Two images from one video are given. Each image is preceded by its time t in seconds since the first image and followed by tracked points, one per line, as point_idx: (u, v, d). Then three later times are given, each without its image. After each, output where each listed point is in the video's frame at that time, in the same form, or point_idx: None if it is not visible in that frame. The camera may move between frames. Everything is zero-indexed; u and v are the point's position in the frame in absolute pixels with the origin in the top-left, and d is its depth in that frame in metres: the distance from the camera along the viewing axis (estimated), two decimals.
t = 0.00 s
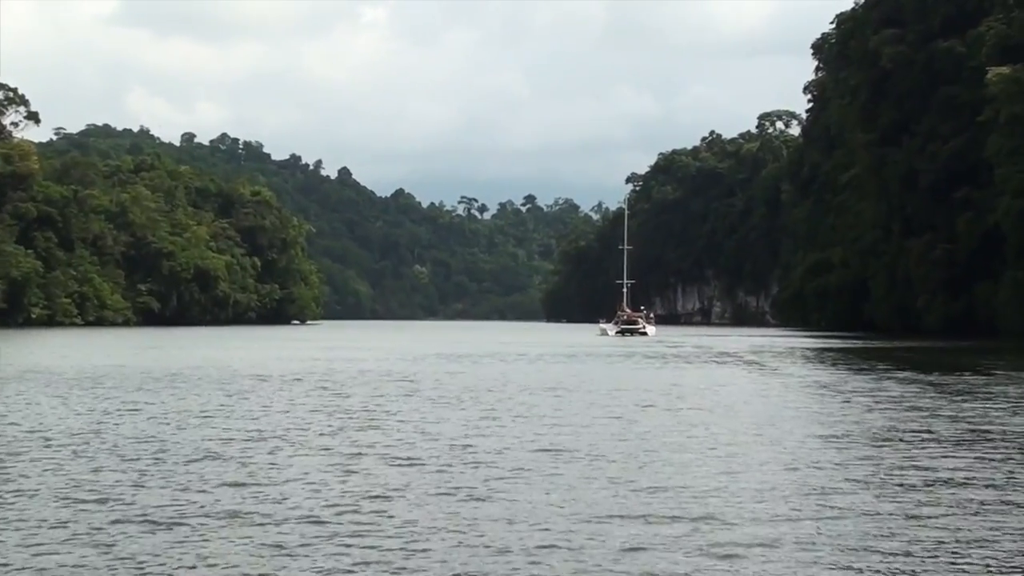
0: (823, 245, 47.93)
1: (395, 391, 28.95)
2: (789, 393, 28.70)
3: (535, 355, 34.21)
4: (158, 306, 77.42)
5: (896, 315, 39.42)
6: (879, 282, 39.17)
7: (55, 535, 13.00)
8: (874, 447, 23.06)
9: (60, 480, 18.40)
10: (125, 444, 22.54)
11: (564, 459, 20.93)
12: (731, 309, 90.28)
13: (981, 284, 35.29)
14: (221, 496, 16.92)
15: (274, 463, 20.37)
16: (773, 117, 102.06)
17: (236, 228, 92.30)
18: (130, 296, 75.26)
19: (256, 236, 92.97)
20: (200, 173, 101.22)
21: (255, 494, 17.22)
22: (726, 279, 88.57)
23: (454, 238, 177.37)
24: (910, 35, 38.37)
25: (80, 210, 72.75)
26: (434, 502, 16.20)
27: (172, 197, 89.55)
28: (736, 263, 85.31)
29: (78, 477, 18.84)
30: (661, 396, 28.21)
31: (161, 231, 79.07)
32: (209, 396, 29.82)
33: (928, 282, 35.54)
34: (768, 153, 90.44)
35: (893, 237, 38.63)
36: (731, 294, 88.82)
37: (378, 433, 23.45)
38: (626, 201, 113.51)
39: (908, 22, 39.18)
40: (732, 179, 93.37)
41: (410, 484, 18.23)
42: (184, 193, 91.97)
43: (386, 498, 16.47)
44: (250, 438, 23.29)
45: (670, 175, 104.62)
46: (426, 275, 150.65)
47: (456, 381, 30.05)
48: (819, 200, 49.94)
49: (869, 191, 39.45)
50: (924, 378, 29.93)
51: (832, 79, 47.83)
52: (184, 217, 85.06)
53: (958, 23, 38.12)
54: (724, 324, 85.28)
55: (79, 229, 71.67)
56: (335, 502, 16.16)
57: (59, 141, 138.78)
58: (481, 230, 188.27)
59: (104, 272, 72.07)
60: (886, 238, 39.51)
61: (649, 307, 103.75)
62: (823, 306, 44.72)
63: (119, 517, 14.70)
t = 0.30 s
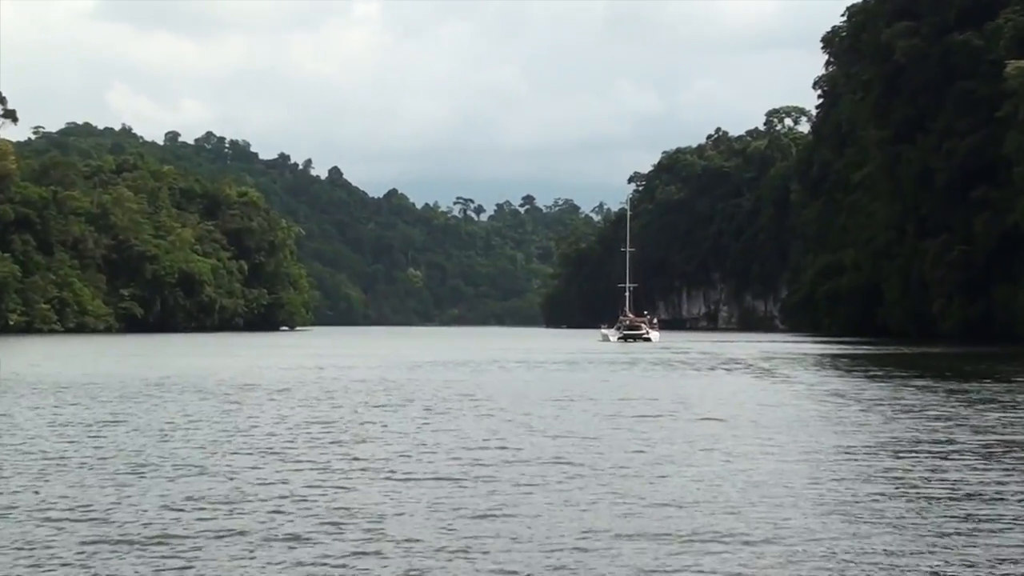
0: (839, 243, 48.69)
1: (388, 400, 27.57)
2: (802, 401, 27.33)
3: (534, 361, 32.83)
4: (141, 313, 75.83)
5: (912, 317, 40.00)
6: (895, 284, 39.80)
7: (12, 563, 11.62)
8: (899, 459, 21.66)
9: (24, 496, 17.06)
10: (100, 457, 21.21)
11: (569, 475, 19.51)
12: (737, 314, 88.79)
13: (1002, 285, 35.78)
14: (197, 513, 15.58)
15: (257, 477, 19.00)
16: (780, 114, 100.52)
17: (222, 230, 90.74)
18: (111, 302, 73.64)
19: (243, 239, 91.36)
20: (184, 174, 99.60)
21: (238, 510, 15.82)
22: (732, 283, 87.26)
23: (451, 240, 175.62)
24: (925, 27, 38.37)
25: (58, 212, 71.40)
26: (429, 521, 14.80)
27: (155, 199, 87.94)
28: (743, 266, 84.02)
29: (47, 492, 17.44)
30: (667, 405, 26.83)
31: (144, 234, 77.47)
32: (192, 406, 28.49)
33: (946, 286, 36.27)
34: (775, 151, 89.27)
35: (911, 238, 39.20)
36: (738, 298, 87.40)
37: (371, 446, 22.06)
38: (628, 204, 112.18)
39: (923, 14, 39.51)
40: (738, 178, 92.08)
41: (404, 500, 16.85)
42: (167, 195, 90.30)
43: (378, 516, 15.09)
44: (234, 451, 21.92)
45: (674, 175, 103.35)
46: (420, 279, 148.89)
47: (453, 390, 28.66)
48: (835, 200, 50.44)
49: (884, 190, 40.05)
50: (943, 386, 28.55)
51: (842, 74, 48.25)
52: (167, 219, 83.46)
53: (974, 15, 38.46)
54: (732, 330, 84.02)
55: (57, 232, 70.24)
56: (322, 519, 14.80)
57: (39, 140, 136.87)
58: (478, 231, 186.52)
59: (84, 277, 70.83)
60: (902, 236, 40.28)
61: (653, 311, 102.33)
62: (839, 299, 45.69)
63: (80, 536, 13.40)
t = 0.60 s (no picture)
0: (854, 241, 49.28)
1: (377, 407, 26.12)
2: (814, 408, 25.93)
3: (532, 366, 31.38)
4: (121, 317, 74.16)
5: (926, 317, 40.67)
6: (908, 285, 40.43)
7: None
8: (923, 469, 20.29)
9: None
10: (64, 468, 19.77)
11: (574, 487, 18.17)
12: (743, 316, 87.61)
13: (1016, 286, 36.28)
14: (160, 531, 14.16)
15: (233, 490, 17.61)
16: (790, 107, 99.98)
17: (206, 229, 89.04)
18: (90, 305, 71.90)
19: (227, 239, 89.67)
20: (166, 170, 97.70)
21: (213, 529, 14.47)
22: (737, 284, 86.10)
23: (444, 240, 173.86)
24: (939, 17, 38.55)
25: (34, 212, 69.93)
26: (420, 543, 13.44)
27: (135, 197, 86.22)
28: (750, 266, 82.93)
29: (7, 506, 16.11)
30: (670, 412, 25.41)
31: (124, 234, 75.76)
32: (169, 414, 27.05)
33: (960, 287, 36.85)
34: (784, 147, 88.54)
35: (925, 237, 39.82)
36: (744, 301, 86.20)
37: (358, 457, 20.59)
38: (627, 203, 111.03)
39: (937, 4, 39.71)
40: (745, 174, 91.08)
41: (390, 517, 15.40)
42: (148, 193, 88.54)
43: (366, 537, 13.77)
44: (212, 461, 20.52)
45: (679, 171, 102.25)
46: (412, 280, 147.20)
47: (446, 396, 27.19)
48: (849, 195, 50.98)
49: (898, 187, 40.65)
50: (960, 392, 27.15)
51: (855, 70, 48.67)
52: (148, 219, 81.74)
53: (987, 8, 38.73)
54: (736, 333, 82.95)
55: (32, 231, 68.64)
56: (297, 543, 13.35)
57: (19, 136, 134.81)
58: (472, 230, 184.65)
59: (60, 279, 69.04)
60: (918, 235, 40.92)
61: (656, 314, 101.08)
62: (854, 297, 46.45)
63: (19, 563, 11.96)
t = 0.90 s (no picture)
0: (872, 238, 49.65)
1: (368, 416, 24.75)
2: (827, 416, 24.62)
3: (531, 372, 30.03)
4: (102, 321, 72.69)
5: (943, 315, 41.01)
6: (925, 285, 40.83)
7: None
8: (952, 480, 18.99)
9: None
10: (28, 481, 18.44)
11: (579, 502, 16.82)
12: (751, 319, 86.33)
13: None
14: (119, 556, 12.82)
15: (212, 504, 16.28)
16: (798, 101, 98.73)
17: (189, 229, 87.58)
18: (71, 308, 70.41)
19: (213, 238, 88.18)
20: (148, 167, 96.15)
21: (186, 549, 13.12)
22: (745, 286, 84.92)
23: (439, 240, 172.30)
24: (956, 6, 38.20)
25: (9, 211, 69.09)
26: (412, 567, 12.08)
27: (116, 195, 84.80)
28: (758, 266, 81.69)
29: None
30: (676, 422, 24.09)
31: (105, 234, 74.34)
32: (145, 423, 25.71)
33: (976, 288, 37.06)
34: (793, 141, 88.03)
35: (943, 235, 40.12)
36: (752, 303, 84.98)
37: (345, 468, 19.26)
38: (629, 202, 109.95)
39: None
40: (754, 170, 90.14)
41: (379, 535, 14.06)
42: (129, 189, 87.00)
43: (353, 561, 12.43)
44: (192, 473, 19.18)
45: (686, 168, 101.33)
46: (406, 282, 145.79)
47: (440, 405, 25.82)
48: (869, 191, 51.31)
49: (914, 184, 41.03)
50: (979, 398, 25.84)
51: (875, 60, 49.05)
52: (129, 218, 80.25)
53: None
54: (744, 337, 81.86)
55: (7, 231, 67.72)
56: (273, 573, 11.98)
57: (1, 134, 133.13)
58: (468, 229, 183.15)
59: (37, 283, 67.60)
60: (937, 233, 41.17)
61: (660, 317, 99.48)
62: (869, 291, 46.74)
63: None
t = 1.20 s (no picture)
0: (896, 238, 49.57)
1: (364, 430, 23.38)
2: (849, 428, 23.28)
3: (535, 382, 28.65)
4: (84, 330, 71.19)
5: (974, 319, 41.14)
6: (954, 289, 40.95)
7: None
8: (990, 495, 17.60)
9: None
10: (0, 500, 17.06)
11: (595, 522, 15.41)
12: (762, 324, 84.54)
13: None
14: None
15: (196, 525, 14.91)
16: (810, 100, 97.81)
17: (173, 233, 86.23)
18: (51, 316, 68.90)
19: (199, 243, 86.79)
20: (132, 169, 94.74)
21: None
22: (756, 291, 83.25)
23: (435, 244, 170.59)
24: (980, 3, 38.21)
25: None
26: None
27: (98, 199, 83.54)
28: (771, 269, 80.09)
29: None
30: (689, 436, 22.71)
31: (88, 241, 72.93)
32: (127, 439, 24.30)
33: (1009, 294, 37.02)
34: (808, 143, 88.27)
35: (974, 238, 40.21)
36: (763, 308, 83.24)
37: (339, 487, 17.84)
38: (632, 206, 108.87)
39: None
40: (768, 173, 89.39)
41: (376, 559, 12.68)
42: (112, 192, 85.70)
43: None
44: (177, 492, 17.79)
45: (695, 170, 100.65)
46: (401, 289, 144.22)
47: (438, 419, 24.41)
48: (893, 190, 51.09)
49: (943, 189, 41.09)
50: (1008, 409, 24.45)
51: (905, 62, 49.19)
52: (112, 224, 78.89)
53: None
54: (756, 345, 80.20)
55: None
56: None
57: None
58: (465, 234, 181.38)
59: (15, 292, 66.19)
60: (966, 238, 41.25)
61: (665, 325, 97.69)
62: (885, 297, 48.02)
63: None
